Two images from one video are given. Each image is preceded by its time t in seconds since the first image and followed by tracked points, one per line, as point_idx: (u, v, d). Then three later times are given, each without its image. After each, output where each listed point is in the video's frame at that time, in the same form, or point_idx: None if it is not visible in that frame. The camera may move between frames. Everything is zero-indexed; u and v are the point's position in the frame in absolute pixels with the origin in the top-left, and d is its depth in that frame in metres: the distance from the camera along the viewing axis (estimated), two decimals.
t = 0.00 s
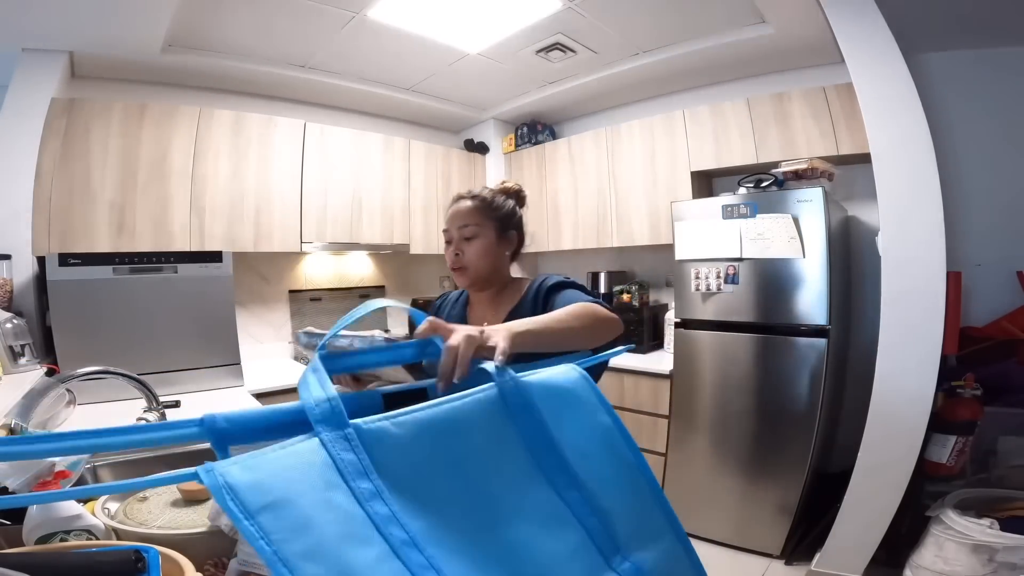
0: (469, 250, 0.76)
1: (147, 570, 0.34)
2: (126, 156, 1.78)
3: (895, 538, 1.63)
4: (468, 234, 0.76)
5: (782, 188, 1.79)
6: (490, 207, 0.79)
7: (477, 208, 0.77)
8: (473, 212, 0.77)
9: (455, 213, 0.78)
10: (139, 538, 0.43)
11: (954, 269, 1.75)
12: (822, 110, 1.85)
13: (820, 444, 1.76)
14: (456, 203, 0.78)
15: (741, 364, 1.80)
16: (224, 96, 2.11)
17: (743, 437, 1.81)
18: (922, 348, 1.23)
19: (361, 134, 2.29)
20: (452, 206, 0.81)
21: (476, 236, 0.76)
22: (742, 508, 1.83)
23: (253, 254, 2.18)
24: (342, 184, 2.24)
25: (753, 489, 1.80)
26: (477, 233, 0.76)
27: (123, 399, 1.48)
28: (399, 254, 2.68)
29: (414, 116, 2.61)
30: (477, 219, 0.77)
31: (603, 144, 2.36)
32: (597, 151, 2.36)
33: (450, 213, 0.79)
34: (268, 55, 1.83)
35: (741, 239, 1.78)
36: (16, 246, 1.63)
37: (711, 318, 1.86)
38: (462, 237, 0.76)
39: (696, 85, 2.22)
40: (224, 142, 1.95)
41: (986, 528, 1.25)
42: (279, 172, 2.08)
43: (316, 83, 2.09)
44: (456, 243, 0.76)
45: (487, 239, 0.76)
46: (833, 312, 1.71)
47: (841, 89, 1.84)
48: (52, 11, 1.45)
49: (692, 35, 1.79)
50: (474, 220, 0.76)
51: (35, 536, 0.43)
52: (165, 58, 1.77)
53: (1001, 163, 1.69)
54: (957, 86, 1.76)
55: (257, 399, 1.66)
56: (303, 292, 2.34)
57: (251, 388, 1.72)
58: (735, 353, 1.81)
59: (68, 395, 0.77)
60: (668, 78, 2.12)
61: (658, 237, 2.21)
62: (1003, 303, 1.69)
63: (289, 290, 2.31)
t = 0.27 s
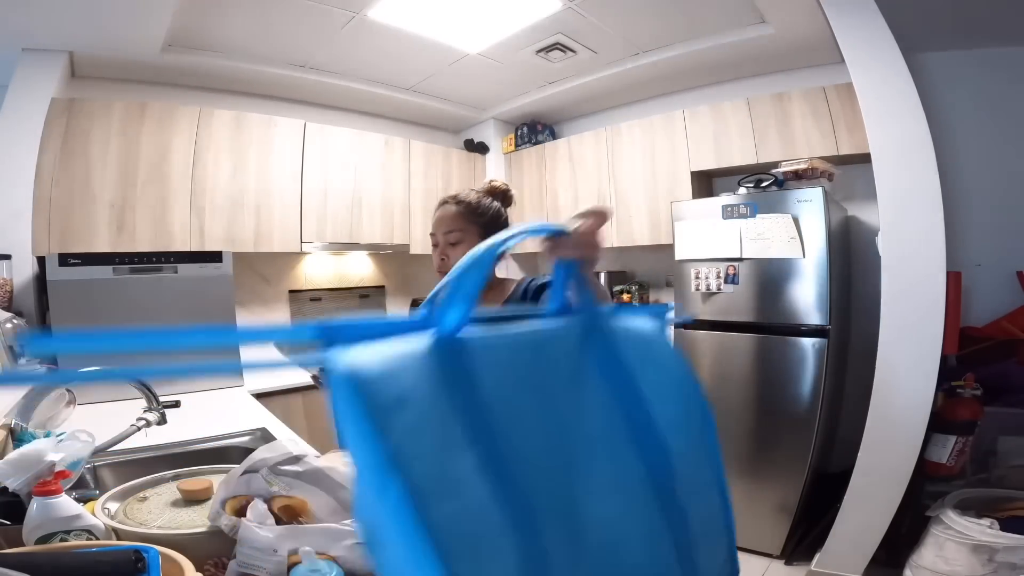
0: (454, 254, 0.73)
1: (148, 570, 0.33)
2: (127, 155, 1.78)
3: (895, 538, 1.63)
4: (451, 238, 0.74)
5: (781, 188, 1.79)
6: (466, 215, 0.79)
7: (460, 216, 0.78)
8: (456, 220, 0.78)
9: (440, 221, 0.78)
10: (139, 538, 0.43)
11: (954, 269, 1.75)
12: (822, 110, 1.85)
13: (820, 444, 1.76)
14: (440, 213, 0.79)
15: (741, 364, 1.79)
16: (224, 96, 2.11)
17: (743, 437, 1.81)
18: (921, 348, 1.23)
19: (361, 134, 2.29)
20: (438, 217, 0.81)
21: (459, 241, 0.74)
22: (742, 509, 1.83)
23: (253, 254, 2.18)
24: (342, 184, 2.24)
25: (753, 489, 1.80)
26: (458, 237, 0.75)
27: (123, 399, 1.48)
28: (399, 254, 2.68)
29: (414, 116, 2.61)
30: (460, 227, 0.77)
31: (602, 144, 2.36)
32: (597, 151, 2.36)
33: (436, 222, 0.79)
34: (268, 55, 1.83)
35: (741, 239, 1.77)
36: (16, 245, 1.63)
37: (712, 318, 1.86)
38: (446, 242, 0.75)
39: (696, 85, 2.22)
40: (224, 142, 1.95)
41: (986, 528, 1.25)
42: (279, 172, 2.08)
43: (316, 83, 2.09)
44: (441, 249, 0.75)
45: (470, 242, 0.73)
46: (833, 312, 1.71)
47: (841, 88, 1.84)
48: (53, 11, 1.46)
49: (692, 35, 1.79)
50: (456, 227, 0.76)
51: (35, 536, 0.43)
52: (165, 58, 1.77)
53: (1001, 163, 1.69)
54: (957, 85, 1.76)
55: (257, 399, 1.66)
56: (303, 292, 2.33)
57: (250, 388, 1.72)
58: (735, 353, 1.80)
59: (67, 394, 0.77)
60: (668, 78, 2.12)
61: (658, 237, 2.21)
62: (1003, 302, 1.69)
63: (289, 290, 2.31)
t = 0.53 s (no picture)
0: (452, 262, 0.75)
1: (148, 571, 0.33)
2: (126, 156, 1.78)
3: (895, 538, 1.63)
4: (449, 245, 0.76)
5: (782, 188, 1.79)
6: (468, 218, 0.78)
7: (457, 218, 0.77)
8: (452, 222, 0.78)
9: (436, 223, 0.78)
10: (139, 538, 0.43)
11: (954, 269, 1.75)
12: (822, 110, 1.85)
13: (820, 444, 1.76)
14: (436, 213, 0.78)
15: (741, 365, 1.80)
16: (224, 96, 2.11)
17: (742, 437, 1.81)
18: (921, 348, 1.23)
19: (361, 134, 2.29)
20: (432, 216, 0.81)
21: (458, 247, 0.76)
22: (742, 509, 1.83)
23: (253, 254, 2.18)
24: (342, 184, 2.24)
25: (753, 489, 1.81)
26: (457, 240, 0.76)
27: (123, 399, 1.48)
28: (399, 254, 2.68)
29: (414, 116, 2.61)
30: (457, 230, 0.77)
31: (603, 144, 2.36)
32: (597, 151, 2.36)
33: (432, 224, 0.79)
34: (268, 55, 1.83)
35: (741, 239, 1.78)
36: (16, 246, 1.63)
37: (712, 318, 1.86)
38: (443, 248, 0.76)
39: (696, 85, 2.22)
40: (224, 142, 1.95)
41: (986, 528, 1.25)
42: (279, 172, 2.08)
43: (316, 83, 2.09)
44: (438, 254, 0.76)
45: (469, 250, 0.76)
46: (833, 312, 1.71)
47: (841, 88, 1.84)
48: (52, 12, 1.46)
49: (691, 36, 1.80)
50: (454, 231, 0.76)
51: (35, 536, 0.43)
52: (165, 58, 1.77)
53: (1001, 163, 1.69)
54: (957, 85, 1.76)
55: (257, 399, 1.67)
56: (303, 292, 2.34)
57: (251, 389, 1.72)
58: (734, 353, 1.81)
59: (67, 395, 0.77)
60: (668, 78, 2.12)
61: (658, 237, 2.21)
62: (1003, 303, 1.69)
63: (289, 290, 2.31)
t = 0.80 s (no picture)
0: (464, 263, 0.78)
1: (148, 571, 0.33)
2: (126, 155, 1.78)
3: (895, 538, 1.63)
4: (463, 248, 0.77)
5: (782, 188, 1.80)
6: (481, 220, 0.79)
7: (468, 219, 0.77)
8: (464, 223, 0.78)
9: (447, 223, 0.78)
10: (139, 538, 0.43)
11: (954, 269, 1.75)
12: (822, 110, 1.85)
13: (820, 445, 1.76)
14: (446, 212, 0.78)
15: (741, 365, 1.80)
16: (224, 96, 2.11)
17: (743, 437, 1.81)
18: (921, 348, 1.23)
19: (361, 134, 2.29)
20: (440, 212, 0.80)
21: (471, 249, 0.78)
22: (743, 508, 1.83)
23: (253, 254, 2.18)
24: (342, 183, 2.24)
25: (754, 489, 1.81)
26: (471, 247, 0.78)
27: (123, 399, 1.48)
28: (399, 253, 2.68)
29: (414, 117, 2.61)
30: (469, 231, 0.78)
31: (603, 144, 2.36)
32: (597, 151, 2.36)
33: (441, 222, 0.78)
34: (268, 55, 1.83)
35: (741, 239, 1.78)
36: (17, 246, 1.63)
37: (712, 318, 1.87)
38: (455, 249, 0.78)
39: (696, 85, 2.22)
40: (224, 142, 1.95)
41: (986, 528, 1.25)
42: (279, 172, 2.08)
43: (317, 84, 2.09)
44: (450, 255, 0.78)
45: (482, 253, 0.79)
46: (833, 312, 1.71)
47: (841, 88, 1.84)
48: (53, 12, 1.46)
49: (691, 36, 1.80)
50: (467, 233, 0.77)
51: (35, 536, 0.43)
52: (165, 58, 1.77)
53: (1001, 163, 1.69)
54: (957, 86, 1.76)
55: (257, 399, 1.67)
56: (303, 293, 2.34)
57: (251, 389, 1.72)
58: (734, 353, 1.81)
59: (67, 395, 0.77)
60: (668, 78, 2.12)
61: (658, 237, 2.21)
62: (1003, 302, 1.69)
63: (289, 290, 2.31)
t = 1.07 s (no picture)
0: (480, 261, 0.78)
1: (148, 571, 0.33)
2: (126, 155, 1.78)
3: (895, 538, 1.63)
4: (479, 245, 0.78)
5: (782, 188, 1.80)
6: (499, 217, 0.79)
7: (485, 215, 0.78)
8: (481, 220, 0.78)
9: (464, 220, 0.78)
10: (139, 538, 0.43)
11: (954, 269, 1.75)
12: (822, 109, 1.85)
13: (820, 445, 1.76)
14: (465, 209, 0.78)
15: (741, 365, 1.80)
16: (224, 96, 2.11)
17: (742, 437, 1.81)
18: (921, 347, 1.23)
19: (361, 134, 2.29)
20: (458, 209, 0.81)
21: (486, 247, 0.78)
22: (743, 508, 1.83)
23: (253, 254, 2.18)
24: (342, 183, 2.24)
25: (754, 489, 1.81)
26: (488, 244, 0.78)
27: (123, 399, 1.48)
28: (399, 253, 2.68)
29: (414, 117, 2.61)
30: (487, 228, 0.78)
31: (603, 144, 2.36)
32: (597, 151, 2.36)
33: (458, 219, 0.79)
34: (268, 55, 1.83)
35: (741, 239, 1.78)
36: (16, 246, 1.63)
37: (711, 319, 1.87)
38: (471, 246, 0.78)
39: (696, 85, 2.22)
40: (224, 142, 1.95)
41: (986, 528, 1.25)
42: (279, 172, 2.08)
43: (316, 83, 2.09)
44: (466, 252, 0.78)
45: (497, 250, 0.78)
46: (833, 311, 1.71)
47: (841, 88, 1.84)
48: (52, 11, 1.46)
49: (691, 36, 1.80)
50: (483, 230, 0.78)
51: (35, 536, 0.43)
52: (164, 58, 1.77)
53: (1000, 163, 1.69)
54: (957, 85, 1.76)
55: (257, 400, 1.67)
56: (303, 293, 2.33)
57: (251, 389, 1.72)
58: (734, 353, 1.81)
59: (67, 395, 0.77)
60: (668, 78, 2.12)
61: (658, 237, 2.21)
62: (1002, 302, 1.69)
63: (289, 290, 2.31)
